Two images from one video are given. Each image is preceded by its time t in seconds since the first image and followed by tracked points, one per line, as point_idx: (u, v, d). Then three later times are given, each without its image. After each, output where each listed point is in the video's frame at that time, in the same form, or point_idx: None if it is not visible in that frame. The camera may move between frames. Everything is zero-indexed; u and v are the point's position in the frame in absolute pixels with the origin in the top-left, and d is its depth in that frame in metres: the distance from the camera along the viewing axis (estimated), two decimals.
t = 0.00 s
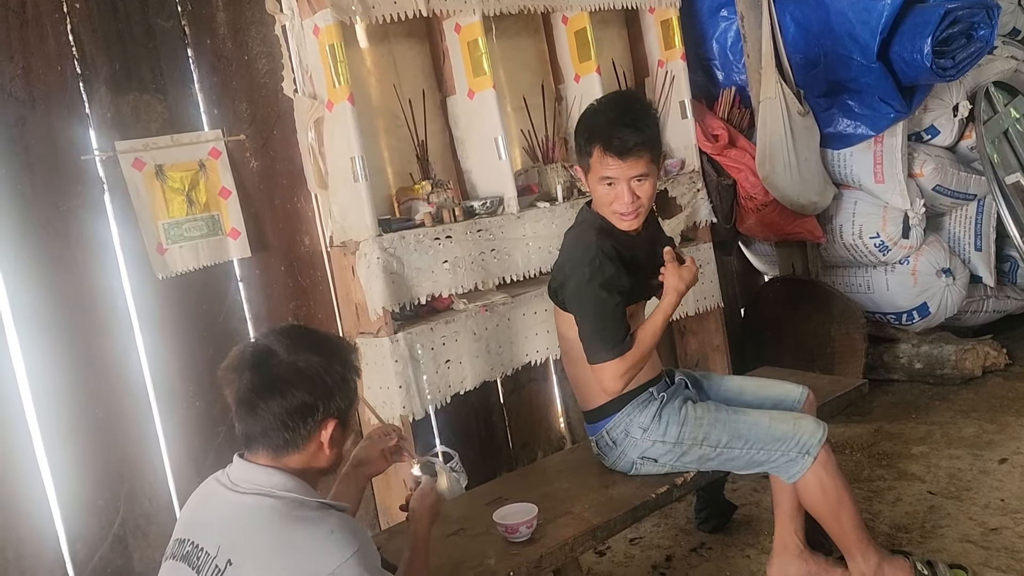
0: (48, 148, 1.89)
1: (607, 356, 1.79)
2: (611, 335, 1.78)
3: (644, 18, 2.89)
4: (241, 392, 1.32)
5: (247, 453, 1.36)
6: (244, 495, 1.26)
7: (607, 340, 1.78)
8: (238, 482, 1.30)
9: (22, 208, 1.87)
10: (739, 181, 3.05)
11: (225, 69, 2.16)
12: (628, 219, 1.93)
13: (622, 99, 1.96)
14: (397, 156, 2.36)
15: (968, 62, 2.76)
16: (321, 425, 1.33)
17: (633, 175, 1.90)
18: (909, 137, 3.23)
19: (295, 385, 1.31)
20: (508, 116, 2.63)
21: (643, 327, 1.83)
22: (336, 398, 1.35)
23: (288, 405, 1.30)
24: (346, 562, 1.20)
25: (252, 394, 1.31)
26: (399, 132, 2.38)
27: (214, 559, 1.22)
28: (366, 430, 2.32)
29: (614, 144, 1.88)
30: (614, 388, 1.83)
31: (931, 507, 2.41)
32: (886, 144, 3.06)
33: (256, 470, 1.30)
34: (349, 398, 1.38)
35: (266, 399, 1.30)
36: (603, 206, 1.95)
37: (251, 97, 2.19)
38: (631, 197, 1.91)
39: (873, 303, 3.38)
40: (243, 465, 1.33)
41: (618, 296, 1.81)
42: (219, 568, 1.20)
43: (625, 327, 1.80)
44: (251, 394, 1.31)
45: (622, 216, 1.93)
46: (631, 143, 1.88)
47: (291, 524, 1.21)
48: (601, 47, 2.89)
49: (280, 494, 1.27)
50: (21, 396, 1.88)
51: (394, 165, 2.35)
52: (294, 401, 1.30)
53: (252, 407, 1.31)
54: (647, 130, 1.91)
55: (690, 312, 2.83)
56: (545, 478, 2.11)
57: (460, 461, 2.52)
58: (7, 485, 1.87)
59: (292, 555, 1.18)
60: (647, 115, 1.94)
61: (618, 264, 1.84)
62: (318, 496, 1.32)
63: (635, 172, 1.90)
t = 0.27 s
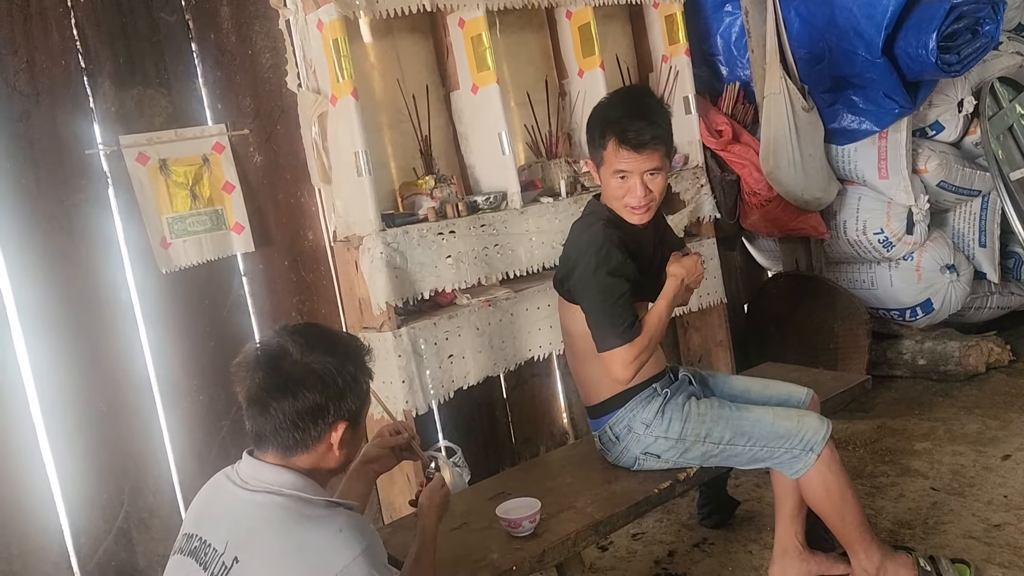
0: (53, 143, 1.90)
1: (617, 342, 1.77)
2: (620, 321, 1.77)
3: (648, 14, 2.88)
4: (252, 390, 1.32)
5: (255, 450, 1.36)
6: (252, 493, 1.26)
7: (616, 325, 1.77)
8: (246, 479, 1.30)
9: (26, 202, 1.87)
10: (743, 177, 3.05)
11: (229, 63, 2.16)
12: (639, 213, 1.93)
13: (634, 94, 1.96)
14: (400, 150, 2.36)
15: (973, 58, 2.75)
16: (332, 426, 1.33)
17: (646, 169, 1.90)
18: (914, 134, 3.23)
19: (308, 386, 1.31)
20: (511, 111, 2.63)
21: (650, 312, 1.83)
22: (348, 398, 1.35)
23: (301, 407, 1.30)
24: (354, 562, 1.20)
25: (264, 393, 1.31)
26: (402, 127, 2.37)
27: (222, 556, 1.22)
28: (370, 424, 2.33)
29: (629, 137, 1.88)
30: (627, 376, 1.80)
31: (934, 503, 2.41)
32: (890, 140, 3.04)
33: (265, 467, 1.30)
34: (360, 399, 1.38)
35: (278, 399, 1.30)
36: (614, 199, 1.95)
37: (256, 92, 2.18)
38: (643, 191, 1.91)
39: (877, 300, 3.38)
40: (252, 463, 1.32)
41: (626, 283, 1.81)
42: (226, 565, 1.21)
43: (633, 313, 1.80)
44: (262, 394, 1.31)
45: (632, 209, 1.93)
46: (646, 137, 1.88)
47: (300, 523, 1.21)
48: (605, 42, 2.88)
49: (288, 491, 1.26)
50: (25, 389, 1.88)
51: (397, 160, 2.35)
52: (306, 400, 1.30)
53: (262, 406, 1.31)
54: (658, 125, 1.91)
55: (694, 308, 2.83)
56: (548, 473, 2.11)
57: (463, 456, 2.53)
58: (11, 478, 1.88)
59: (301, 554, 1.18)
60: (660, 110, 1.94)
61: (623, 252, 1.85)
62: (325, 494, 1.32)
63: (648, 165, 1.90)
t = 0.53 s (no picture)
0: (54, 139, 1.90)
1: (623, 333, 1.78)
2: (626, 312, 1.78)
3: (649, 11, 2.88)
4: (254, 389, 1.32)
5: (257, 448, 1.36)
6: (253, 491, 1.26)
7: (623, 317, 1.77)
8: (247, 477, 1.30)
9: (27, 199, 1.87)
10: (743, 174, 3.04)
11: (230, 59, 2.16)
12: (645, 206, 1.94)
13: (640, 89, 1.96)
14: (401, 147, 2.36)
15: (974, 56, 2.75)
16: (333, 426, 1.33)
17: (654, 162, 1.90)
18: (915, 131, 3.22)
19: (311, 386, 1.31)
20: (512, 108, 2.63)
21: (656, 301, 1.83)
22: (349, 398, 1.35)
23: (303, 408, 1.30)
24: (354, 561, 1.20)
25: (265, 392, 1.31)
26: (403, 124, 2.37)
27: (222, 554, 1.22)
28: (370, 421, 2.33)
29: (638, 129, 1.88)
30: (634, 368, 1.80)
31: (934, 501, 2.41)
32: (891, 138, 3.04)
33: (266, 465, 1.30)
34: (362, 399, 1.38)
35: (280, 399, 1.30)
36: (620, 191, 1.95)
37: (256, 89, 2.18)
38: (650, 183, 1.91)
39: (877, 297, 3.38)
40: (252, 461, 1.32)
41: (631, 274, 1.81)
42: (227, 563, 1.21)
43: (639, 304, 1.80)
44: (265, 393, 1.31)
45: (638, 202, 1.93)
46: (654, 128, 1.88)
47: (300, 522, 1.21)
48: (606, 39, 2.88)
49: (289, 490, 1.26)
50: (26, 385, 1.89)
51: (398, 157, 2.35)
52: (307, 401, 1.30)
53: (264, 406, 1.31)
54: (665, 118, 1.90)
55: (694, 305, 2.83)
56: (548, 470, 2.11)
57: (464, 452, 2.53)
58: (11, 474, 1.88)
59: (300, 553, 1.18)
60: (666, 103, 1.94)
61: (627, 243, 1.85)
62: (326, 492, 1.32)
63: (655, 159, 1.90)
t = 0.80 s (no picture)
0: (50, 138, 1.90)
1: (618, 331, 1.78)
2: (622, 310, 1.78)
3: (647, 10, 2.88)
4: (250, 389, 1.32)
5: (254, 447, 1.36)
6: (250, 491, 1.26)
7: (617, 315, 1.77)
8: (244, 477, 1.30)
9: (23, 198, 1.87)
10: (741, 174, 3.05)
11: (227, 59, 2.15)
12: (638, 205, 1.93)
13: (637, 87, 1.96)
14: (398, 147, 2.36)
15: (972, 56, 2.75)
16: (330, 426, 1.33)
17: (646, 160, 1.89)
18: (912, 131, 3.23)
19: (307, 387, 1.31)
20: (509, 108, 2.63)
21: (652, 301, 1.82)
22: (345, 399, 1.35)
23: (299, 408, 1.30)
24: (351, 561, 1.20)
25: (262, 393, 1.31)
26: (400, 124, 2.37)
27: (220, 553, 1.22)
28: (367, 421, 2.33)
29: (631, 126, 1.88)
30: (627, 366, 1.80)
31: (931, 500, 2.41)
32: (889, 137, 3.04)
33: (263, 465, 1.30)
34: (358, 399, 1.38)
35: (276, 399, 1.30)
36: (615, 189, 1.94)
37: (253, 88, 2.18)
38: (641, 181, 1.90)
39: (875, 297, 3.38)
40: (249, 461, 1.32)
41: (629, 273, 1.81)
42: (224, 563, 1.21)
43: (635, 302, 1.80)
44: (261, 393, 1.31)
45: (631, 201, 1.92)
46: (647, 126, 1.88)
47: (297, 523, 1.21)
48: (603, 39, 2.88)
49: (286, 490, 1.26)
50: (23, 384, 1.88)
51: (395, 156, 2.35)
52: (304, 402, 1.30)
53: (261, 406, 1.31)
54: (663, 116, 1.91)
55: (692, 305, 2.83)
56: (545, 470, 2.11)
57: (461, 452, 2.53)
58: (7, 474, 1.87)
59: (298, 552, 1.18)
60: (664, 101, 1.94)
61: (627, 241, 1.85)
62: (322, 492, 1.32)
63: (647, 157, 1.89)
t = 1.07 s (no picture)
0: (44, 138, 1.89)
1: (580, 318, 1.80)
2: (588, 299, 1.80)
3: (643, 11, 2.88)
4: (248, 390, 1.32)
5: (250, 447, 1.36)
6: (246, 492, 1.25)
7: (584, 303, 1.80)
8: (240, 478, 1.30)
9: (17, 199, 1.86)
10: (736, 174, 3.05)
11: (222, 59, 2.15)
12: (636, 203, 1.92)
13: (636, 86, 1.96)
14: (393, 147, 2.36)
15: (966, 57, 2.76)
16: (328, 427, 1.33)
17: (643, 158, 1.89)
18: (907, 132, 3.23)
19: (305, 387, 1.31)
20: (505, 108, 2.63)
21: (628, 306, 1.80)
22: (344, 399, 1.34)
23: (297, 407, 1.29)
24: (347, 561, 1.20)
25: (260, 393, 1.30)
26: (396, 124, 2.37)
27: (216, 553, 1.22)
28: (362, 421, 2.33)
29: (627, 123, 1.89)
30: (582, 354, 1.83)
31: (926, 501, 2.42)
32: (884, 138, 3.04)
33: (259, 465, 1.30)
34: (356, 401, 1.37)
35: (275, 400, 1.29)
36: (612, 187, 1.94)
37: (249, 88, 2.18)
38: (638, 179, 1.90)
39: (870, 298, 3.39)
40: (246, 461, 1.32)
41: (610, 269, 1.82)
42: (220, 563, 1.20)
43: (608, 296, 1.82)
44: (259, 393, 1.30)
45: (629, 199, 1.92)
46: (643, 123, 1.88)
47: (293, 523, 1.20)
48: (599, 39, 2.88)
49: (282, 490, 1.26)
50: (17, 385, 1.88)
51: (390, 157, 2.35)
52: (303, 402, 1.30)
53: (259, 408, 1.30)
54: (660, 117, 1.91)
55: (687, 305, 2.83)
56: (541, 470, 2.11)
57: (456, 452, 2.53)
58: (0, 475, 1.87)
59: (294, 553, 1.18)
60: (662, 101, 1.94)
61: (620, 238, 1.85)
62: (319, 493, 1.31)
63: (643, 155, 1.89)
